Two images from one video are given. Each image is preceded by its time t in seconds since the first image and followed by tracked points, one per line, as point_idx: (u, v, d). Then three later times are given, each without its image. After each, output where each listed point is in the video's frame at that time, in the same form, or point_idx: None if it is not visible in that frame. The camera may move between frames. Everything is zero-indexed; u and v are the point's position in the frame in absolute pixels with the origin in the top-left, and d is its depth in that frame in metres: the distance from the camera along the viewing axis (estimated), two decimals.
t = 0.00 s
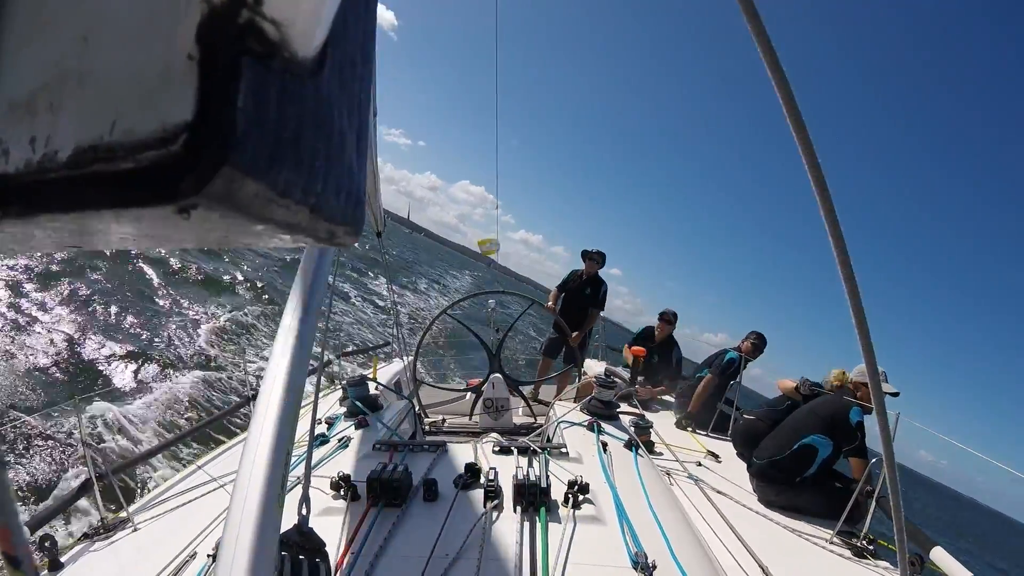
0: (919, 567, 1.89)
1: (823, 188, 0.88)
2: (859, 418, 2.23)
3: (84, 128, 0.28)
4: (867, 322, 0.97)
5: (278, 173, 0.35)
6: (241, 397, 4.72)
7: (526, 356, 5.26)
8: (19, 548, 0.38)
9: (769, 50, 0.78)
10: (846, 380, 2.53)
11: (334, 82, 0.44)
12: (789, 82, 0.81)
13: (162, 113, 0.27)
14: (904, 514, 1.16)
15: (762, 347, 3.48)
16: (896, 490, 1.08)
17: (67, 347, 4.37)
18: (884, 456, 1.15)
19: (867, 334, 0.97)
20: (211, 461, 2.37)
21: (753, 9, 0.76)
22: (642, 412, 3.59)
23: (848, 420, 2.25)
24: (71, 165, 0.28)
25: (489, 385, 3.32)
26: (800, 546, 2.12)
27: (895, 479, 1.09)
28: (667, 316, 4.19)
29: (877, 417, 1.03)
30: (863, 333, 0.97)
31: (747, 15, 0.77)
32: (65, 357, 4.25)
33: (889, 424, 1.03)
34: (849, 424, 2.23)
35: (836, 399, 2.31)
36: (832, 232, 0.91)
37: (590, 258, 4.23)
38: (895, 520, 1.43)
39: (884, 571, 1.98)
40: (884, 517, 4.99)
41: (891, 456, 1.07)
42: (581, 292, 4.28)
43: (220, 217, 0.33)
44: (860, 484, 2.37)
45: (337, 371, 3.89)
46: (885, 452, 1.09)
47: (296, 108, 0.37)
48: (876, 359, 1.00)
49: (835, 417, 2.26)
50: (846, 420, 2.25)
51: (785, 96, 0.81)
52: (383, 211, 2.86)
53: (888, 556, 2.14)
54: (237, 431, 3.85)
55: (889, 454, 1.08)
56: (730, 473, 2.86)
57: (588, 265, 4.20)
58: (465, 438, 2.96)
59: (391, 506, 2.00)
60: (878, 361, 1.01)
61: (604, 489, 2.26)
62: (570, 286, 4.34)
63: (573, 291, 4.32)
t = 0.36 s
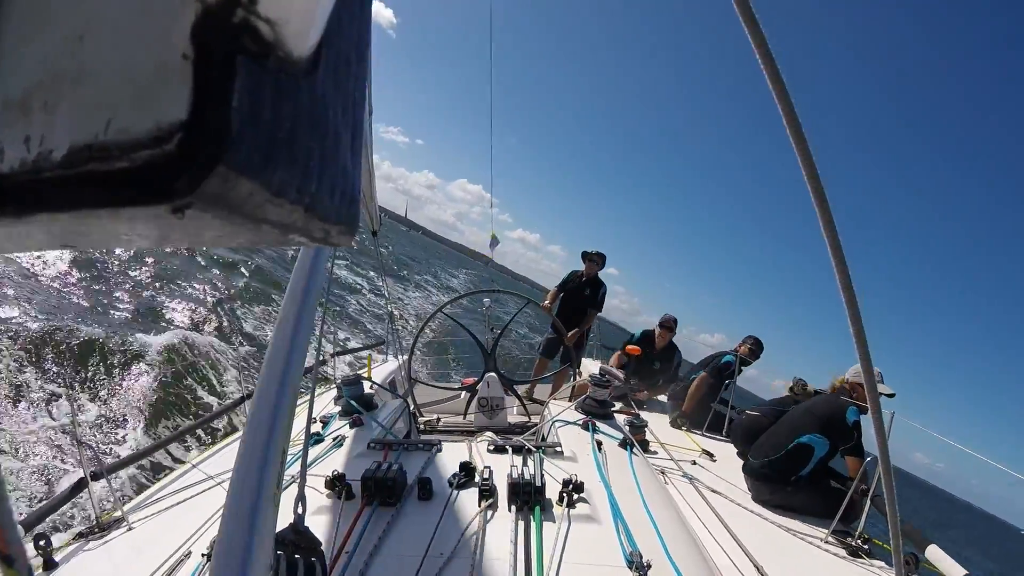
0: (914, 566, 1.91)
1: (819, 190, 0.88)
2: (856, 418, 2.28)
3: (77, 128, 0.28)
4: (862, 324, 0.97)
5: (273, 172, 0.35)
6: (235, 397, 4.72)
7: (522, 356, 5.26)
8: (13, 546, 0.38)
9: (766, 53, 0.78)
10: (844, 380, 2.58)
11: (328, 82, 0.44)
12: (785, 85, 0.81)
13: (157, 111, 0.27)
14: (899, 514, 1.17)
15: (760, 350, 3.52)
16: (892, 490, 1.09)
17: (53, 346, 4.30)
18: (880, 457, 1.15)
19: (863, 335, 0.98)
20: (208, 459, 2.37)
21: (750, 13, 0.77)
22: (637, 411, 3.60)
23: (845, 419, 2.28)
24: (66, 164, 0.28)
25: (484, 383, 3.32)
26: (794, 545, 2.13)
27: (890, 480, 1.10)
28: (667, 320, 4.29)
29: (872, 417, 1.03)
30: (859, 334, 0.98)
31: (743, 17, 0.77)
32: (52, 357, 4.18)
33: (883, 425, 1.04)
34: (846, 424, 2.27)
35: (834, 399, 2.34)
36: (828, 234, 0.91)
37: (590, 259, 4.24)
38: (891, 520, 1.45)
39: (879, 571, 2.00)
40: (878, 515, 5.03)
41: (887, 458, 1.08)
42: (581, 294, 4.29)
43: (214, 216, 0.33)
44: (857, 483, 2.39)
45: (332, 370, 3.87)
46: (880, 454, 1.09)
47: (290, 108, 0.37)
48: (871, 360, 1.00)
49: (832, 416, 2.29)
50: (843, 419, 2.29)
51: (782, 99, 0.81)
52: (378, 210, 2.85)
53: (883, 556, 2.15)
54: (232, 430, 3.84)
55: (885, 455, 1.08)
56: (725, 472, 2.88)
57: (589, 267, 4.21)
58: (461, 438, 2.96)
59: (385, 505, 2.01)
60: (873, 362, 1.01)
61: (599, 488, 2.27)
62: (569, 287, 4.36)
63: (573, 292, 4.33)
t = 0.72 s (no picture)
0: (909, 562, 1.92)
1: (816, 189, 0.89)
2: (850, 412, 2.29)
3: (73, 124, 0.28)
4: (859, 322, 0.98)
5: (268, 167, 0.35)
6: (230, 393, 4.72)
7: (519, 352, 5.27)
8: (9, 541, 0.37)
9: (763, 51, 0.79)
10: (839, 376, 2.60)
11: (324, 78, 0.44)
12: (783, 84, 0.81)
13: (152, 108, 0.27)
14: (895, 511, 1.18)
15: (756, 348, 3.52)
16: (887, 486, 1.10)
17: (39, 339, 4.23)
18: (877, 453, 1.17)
19: (859, 332, 0.98)
20: (203, 454, 2.37)
21: (747, 11, 0.77)
22: (633, 407, 3.62)
23: (839, 414, 2.30)
24: (62, 160, 0.28)
25: (480, 379, 3.32)
26: (789, 541, 2.15)
27: (886, 476, 1.11)
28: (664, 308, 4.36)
29: (868, 414, 1.05)
30: (856, 332, 0.98)
31: (741, 16, 0.77)
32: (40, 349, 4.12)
33: (879, 419, 1.05)
34: (840, 419, 2.28)
35: (828, 395, 2.34)
36: (824, 230, 0.92)
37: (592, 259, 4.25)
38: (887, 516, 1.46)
39: (877, 568, 2.02)
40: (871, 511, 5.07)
41: (883, 454, 1.09)
42: (581, 292, 4.30)
43: (210, 212, 0.33)
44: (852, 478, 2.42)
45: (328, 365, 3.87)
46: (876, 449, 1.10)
47: (286, 104, 0.37)
48: (867, 359, 1.01)
49: (827, 411, 2.31)
50: (837, 414, 2.30)
51: (779, 99, 0.82)
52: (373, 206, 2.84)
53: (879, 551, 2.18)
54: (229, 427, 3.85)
55: (881, 451, 1.09)
56: (720, 468, 2.90)
57: (590, 266, 4.22)
58: (457, 433, 2.96)
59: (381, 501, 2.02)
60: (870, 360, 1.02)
61: (595, 484, 2.28)
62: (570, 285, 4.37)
63: (573, 291, 4.34)
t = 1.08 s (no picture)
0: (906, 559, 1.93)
1: (813, 189, 0.89)
2: (845, 408, 2.31)
3: (70, 120, 0.28)
4: (856, 321, 0.98)
5: (265, 163, 0.35)
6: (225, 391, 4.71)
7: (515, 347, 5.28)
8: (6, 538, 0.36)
9: (760, 49, 0.79)
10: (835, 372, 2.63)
11: (320, 74, 0.44)
12: (780, 82, 0.81)
13: (149, 104, 0.27)
14: (891, 507, 1.18)
15: (753, 342, 3.55)
16: (884, 483, 1.11)
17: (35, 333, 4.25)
18: (873, 450, 1.17)
19: (855, 330, 0.99)
20: (199, 451, 2.37)
21: (744, 10, 0.77)
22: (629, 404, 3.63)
23: (835, 410, 2.32)
24: (58, 156, 0.28)
25: (476, 375, 3.33)
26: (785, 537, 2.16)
27: (882, 473, 1.12)
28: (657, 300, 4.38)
29: (864, 410, 1.05)
30: (853, 331, 0.99)
31: (738, 14, 0.77)
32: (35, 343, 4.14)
33: (875, 415, 1.06)
34: (836, 415, 2.30)
35: (824, 391, 2.37)
36: (822, 230, 0.92)
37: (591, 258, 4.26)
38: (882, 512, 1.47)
39: (873, 564, 2.03)
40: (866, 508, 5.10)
41: (879, 451, 1.10)
42: (579, 290, 4.32)
43: (206, 208, 0.33)
44: (848, 474, 2.43)
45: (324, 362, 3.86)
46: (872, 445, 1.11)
47: (283, 99, 0.37)
48: (864, 357, 1.02)
49: (823, 407, 2.33)
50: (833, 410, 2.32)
51: (777, 97, 0.82)
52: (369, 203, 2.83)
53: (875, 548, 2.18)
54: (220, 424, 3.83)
55: (877, 448, 1.10)
56: (716, 464, 2.91)
57: (590, 265, 4.23)
58: (454, 430, 2.97)
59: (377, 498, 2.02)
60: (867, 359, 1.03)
61: (591, 480, 2.29)
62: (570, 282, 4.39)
63: (571, 288, 4.36)
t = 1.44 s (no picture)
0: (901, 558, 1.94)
1: (810, 189, 0.89)
2: (841, 408, 2.33)
3: (66, 118, 0.28)
4: (851, 321, 0.99)
5: (261, 163, 0.35)
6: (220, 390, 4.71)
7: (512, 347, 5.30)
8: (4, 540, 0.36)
9: (757, 52, 0.79)
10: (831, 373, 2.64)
11: (316, 72, 0.44)
12: (776, 83, 0.82)
13: (143, 104, 0.27)
14: (886, 506, 1.19)
15: (749, 342, 3.56)
16: (880, 481, 1.11)
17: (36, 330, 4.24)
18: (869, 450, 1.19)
19: (851, 330, 1.00)
20: (195, 449, 2.36)
21: (741, 12, 0.78)
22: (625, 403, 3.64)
23: (831, 410, 2.33)
24: (54, 155, 0.28)
25: (472, 374, 3.33)
26: (780, 536, 2.17)
27: (878, 473, 1.13)
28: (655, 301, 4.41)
29: (860, 409, 1.06)
30: (848, 331, 1.00)
31: (735, 16, 0.78)
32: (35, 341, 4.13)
33: (871, 415, 1.07)
34: (831, 415, 2.32)
35: (820, 391, 2.39)
36: (818, 231, 0.92)
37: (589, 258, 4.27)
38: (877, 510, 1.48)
39: (868, 563, 2.04)
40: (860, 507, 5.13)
41: (875, 449, 1.10)
42: (576, 290, 4.34)
43: (202, 207, 0.33)
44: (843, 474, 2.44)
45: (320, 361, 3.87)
46: (868, 444, 1.12)
47: (278, 98, 0.37)
48: (860, 357, 1.02)
49: (818, 407, 2.34)
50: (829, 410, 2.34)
51: (773, 98, 0.82)
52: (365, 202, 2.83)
53: (870, 547, 2.20)
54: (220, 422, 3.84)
55: (873, 447, 1.11)
56: (711, 463, 2.92)
57: (587, 265, 4.24)
58: (450, 429, 2.97)
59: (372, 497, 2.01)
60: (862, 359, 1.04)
61: (587, 480, 2.30)
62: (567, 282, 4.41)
63: (569, 288, 4.38)
